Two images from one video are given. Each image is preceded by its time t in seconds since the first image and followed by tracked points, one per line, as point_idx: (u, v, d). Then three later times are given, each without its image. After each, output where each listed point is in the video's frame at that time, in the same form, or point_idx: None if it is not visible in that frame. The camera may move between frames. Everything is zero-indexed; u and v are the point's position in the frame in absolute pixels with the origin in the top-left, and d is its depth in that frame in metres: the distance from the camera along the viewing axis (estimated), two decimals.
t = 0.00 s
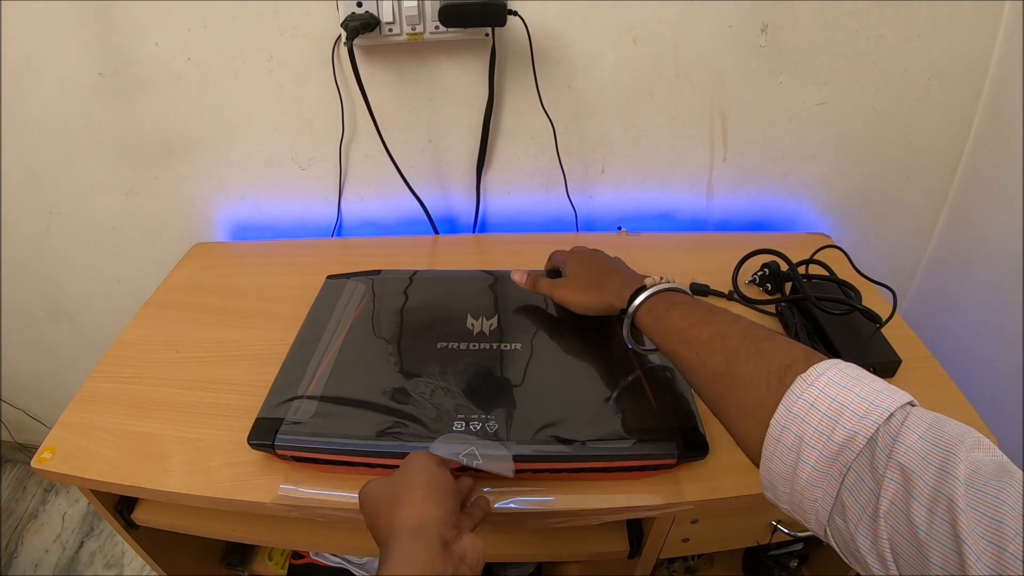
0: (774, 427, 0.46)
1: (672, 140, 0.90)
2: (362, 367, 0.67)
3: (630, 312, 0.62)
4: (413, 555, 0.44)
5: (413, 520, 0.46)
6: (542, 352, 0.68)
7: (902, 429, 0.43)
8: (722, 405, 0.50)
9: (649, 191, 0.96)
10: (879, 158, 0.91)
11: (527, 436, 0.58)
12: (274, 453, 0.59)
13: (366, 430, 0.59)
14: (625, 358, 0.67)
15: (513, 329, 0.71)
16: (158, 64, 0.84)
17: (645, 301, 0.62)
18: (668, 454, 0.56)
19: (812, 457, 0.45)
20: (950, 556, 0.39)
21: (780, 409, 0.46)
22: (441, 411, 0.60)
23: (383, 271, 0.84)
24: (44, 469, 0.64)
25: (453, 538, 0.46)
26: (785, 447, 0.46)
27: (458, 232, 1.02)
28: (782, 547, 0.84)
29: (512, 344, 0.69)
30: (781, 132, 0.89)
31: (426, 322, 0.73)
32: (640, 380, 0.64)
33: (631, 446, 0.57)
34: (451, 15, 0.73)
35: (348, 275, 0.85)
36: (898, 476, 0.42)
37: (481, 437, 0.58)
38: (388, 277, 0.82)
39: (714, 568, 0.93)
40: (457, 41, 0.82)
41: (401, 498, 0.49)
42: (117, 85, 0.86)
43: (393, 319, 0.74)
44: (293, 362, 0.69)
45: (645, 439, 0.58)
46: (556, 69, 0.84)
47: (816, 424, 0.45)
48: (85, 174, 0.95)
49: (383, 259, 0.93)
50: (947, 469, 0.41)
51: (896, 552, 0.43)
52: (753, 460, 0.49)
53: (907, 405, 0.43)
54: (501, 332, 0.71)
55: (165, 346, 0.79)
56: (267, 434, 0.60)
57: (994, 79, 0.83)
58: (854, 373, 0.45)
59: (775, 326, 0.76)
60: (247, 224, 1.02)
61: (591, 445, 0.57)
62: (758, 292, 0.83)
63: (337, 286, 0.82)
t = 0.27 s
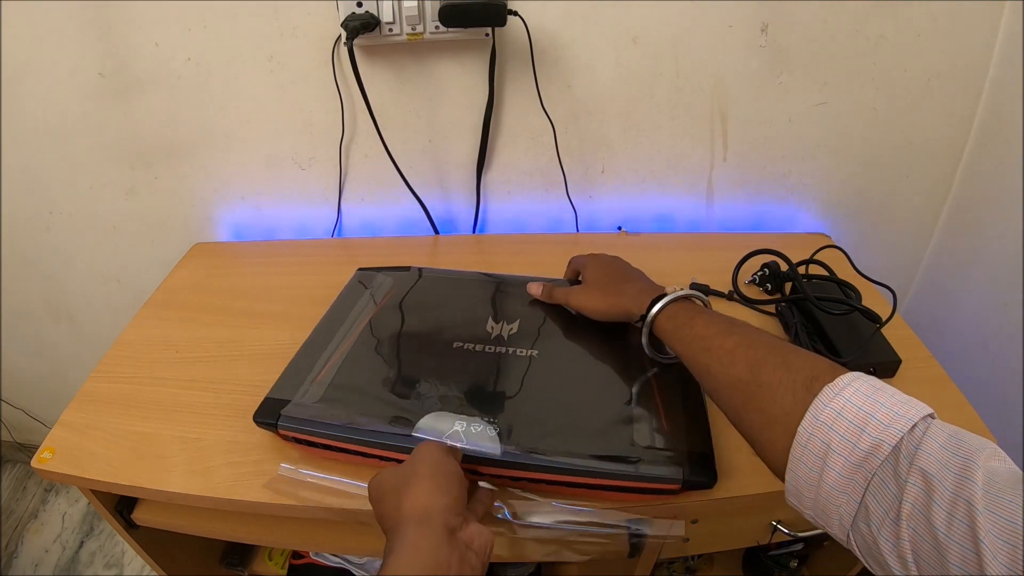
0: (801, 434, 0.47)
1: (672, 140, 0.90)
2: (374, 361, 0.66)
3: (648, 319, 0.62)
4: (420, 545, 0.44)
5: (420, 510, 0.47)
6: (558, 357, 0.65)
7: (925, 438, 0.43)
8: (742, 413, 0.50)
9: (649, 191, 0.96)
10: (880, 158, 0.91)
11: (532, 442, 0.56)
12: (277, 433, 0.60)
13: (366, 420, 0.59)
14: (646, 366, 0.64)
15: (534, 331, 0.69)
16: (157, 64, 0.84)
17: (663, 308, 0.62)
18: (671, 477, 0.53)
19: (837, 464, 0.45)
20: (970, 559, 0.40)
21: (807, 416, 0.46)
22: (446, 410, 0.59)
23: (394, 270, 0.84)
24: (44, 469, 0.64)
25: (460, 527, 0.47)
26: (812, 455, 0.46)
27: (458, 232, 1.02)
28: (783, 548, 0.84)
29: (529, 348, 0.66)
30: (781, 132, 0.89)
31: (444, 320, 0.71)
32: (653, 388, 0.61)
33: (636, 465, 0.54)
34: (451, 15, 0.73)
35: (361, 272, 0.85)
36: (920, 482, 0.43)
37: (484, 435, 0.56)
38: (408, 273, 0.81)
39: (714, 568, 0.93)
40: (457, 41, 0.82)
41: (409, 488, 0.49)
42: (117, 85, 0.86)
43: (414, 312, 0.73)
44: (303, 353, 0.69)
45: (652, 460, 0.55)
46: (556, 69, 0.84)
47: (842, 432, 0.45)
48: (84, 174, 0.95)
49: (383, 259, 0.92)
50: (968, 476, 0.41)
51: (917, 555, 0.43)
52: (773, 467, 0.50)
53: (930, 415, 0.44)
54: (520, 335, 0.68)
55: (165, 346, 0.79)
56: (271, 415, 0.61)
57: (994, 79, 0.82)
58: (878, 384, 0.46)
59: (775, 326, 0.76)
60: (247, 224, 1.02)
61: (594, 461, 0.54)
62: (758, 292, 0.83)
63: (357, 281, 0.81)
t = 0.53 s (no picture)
0: (830, 440, 0.47)
1: (672, 141, 0.90)
2: (377, 357, 0.65)
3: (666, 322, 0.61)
4: (431, 541, 0.44)
5: (431, 506, 0.47)
6: (563, 360, 0.64)
7: (953, 445, 0.43)
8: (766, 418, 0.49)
9: (649, 191, 0.96)
10: (880, 158, 0.91)
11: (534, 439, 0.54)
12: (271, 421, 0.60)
13: (361, 411, 0.58)
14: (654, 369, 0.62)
15: (541, 334, 0.68)
16: (158, 64, 0.84)
17: (678, 313, 0.61)
18: (676, 483, 0.51)
19: (866, 469, 0.46)
20: (997, 562, 0.39)
21: (834, 421, 0.46)
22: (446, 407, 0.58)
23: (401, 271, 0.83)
24: (44, 469, 0.64)
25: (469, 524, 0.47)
26: (837, 461, 0.46)
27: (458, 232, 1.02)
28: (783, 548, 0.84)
29: (534, 350, 0.65)
30: (781, 132, 0.89)
31: (449, 321, 0.71)
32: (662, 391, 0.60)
33: (641, 470, 0.52)
34: (451, 15, 0.73)
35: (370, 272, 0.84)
36: (948, 487, 0.43)
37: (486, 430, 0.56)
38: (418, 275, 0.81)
39: (714, 569, 0.93)
40: (458, 41, 0.82)
41: (419, 483, 0.49)
42: (117, 85, 0.86)
43: (420, 313, 0.72)
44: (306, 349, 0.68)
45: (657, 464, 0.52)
46: (556, 69, 0.84)
47: (871, 437, 0.45)
48: (85, 174, 0.95)
49: (383, 259, 0.92)
50: (995, 480, 0.41)
51: (945, 562, 0.43)
52: (797, 472, 0.49)
53: (958, 423, 0.44)
54: (526, 338, 0.67)
55: (165, 346, 0.79)
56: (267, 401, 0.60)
57: (994, 79, 0.83)
58: (906, 391, 0.46)
59: (775, 326, 0.76)
60: (247, 224, 1.02)
61: (597, 463, 0.52)
62: (757, 292, 0.83)
63: (373, 279, 0.80)
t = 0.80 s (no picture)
0: (860, 433, 0.46)
1: (672, 141, 0.90)
2: (384, 340, 0.65)
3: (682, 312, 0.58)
4: (427, 541, 0.44)
5: (427, 503, 0.47)
6: (571, 352, 0.63)
7: (986, 441, 0.43)
8: (791, 415, 0.48)
9: (649, 191, 0.96)
10: (880, 158, 0.91)
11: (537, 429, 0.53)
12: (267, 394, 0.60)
13: (357, 388, 0.58)
14: (664, 363, 0.61)
15: (551, 326, 0.67)
16: (158, 64, 0.84)
17: (699, 304, 0.58)
18: (681, 481, 0.49)
19: (897, 464, 0.45)
20: None
21: (866, 416, 0.46)
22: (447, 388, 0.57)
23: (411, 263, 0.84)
24: (44, 469, 0.64)
25: (466, 519, 0.47)
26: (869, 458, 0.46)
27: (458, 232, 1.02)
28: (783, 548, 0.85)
29: (543, 341, 0.64)
30: (781, 132, 0.89)
31: (458, 310, 0.70)
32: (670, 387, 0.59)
33: (645, 463, 0.50)
34: (451, 15, 0.73)
35: (383, 265, 0.85)
36: (980, 484, 0.42)
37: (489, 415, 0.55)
38: (431, 269, 0.82)
39: (714, 568, 0.93)
40: (458, 41, 0.82)
41: (415, 477, 0.49)
42: (117, 84, 0.86)
43: (431, 302, 0.73)
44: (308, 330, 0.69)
45: (661, 461, 0.50)
46: (556, 69, 0.84)
47: (902, 432, 0.45)
48: (85, 174, 0.95)
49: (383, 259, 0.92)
50: None
51: (976, 560, 0.42)
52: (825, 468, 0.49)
53: (992, 419, 0.43)
54: (535, 330, 0.66)
55: (165, 346, 0.79)
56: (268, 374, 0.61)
57: (994, 79, 0.82)
58: (939, 386, 0.45)
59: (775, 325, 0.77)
60: (248, 224, 1.02)
61: (600, 454, 0.51)
62: (757, 291, 0.82)
63: (388, 268, 0.83)
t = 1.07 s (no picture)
0: (926, 414, 0.45)
1: (672, 141, 0.90)
2: (394, 302, 0.66)
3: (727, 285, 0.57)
4: (408, 540, 0.44)
5: (408, 500, 0.46)
6: (578, 332, 0.62)
7: None
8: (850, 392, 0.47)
9: (649, 191, 0.96)
10: (881, 158, 0.91)
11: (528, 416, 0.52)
12: (263, 344, 0.62)
13: (348, 346, 0.59)
14: (672, 347, 0.60)
15: (565, 302, 0.67)
16: (158, 65, 0.85)
17: (743, 274, 0.57)
18: (668, 492, 0.47)
19: (965, 448, 0.44)
20: None
21: (933, 398, 0.44)
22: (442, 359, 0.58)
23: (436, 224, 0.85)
24: (44, 469, 0.64)
25: (450, 513, 0.46)
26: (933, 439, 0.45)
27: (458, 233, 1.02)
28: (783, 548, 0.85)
29: (551, 317, 0.64)
30: (781, 132, 0.89)
31: (469, 278, 0.70)
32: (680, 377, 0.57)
33: (632, 466, 0.48)
34: (451, 16, 0.73)
35: (408, 225, 0.85)
36: None
37: (479, 394, 0.54)
38: (455, 231, 0.82)
39: (715, 568, 0.93)
40: (458, 41, 0.82)
41: (395, 472, 0.48)
42: (118, 84, 0.86)
43: (453, 266, 0.73)
44: (321, 287, 0.70)
45: (651, 467, 0.48)
46: (556, 69, 0.84)
47: (971, 414, 0.43)
48: (85, 174, 0.95)
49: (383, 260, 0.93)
50: None
51: None
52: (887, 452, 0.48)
53: None
54: (547, 306, 0.66)
55: (165, 346, 0.79)
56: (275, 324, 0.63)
57: (994, 79, 0.82)
58: (1014, 368, 0.43)
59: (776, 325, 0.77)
60: (248, 224, 1.02)
61: (588, 450, 0.49)
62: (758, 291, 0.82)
63: (414, 228, 0.83)
